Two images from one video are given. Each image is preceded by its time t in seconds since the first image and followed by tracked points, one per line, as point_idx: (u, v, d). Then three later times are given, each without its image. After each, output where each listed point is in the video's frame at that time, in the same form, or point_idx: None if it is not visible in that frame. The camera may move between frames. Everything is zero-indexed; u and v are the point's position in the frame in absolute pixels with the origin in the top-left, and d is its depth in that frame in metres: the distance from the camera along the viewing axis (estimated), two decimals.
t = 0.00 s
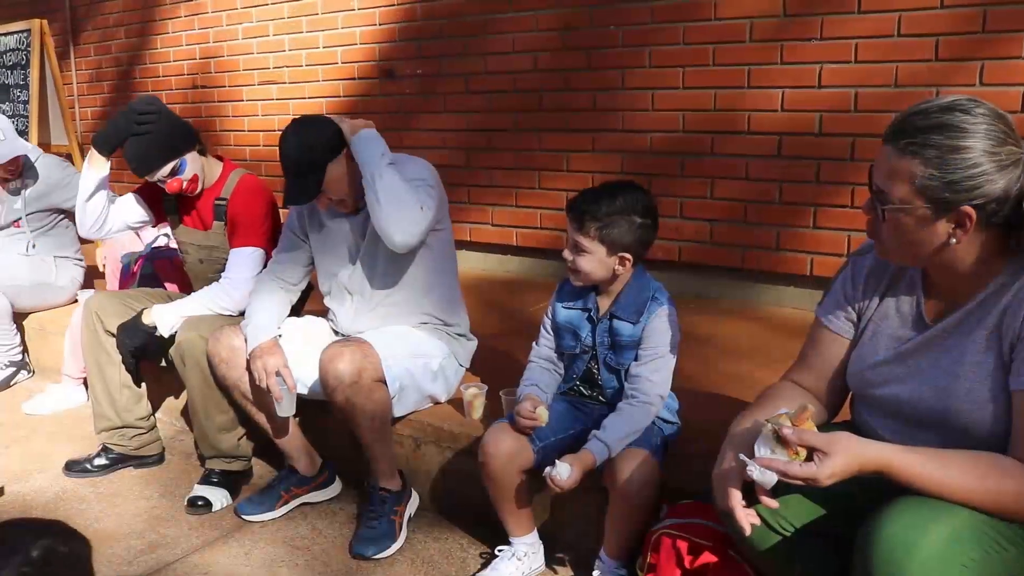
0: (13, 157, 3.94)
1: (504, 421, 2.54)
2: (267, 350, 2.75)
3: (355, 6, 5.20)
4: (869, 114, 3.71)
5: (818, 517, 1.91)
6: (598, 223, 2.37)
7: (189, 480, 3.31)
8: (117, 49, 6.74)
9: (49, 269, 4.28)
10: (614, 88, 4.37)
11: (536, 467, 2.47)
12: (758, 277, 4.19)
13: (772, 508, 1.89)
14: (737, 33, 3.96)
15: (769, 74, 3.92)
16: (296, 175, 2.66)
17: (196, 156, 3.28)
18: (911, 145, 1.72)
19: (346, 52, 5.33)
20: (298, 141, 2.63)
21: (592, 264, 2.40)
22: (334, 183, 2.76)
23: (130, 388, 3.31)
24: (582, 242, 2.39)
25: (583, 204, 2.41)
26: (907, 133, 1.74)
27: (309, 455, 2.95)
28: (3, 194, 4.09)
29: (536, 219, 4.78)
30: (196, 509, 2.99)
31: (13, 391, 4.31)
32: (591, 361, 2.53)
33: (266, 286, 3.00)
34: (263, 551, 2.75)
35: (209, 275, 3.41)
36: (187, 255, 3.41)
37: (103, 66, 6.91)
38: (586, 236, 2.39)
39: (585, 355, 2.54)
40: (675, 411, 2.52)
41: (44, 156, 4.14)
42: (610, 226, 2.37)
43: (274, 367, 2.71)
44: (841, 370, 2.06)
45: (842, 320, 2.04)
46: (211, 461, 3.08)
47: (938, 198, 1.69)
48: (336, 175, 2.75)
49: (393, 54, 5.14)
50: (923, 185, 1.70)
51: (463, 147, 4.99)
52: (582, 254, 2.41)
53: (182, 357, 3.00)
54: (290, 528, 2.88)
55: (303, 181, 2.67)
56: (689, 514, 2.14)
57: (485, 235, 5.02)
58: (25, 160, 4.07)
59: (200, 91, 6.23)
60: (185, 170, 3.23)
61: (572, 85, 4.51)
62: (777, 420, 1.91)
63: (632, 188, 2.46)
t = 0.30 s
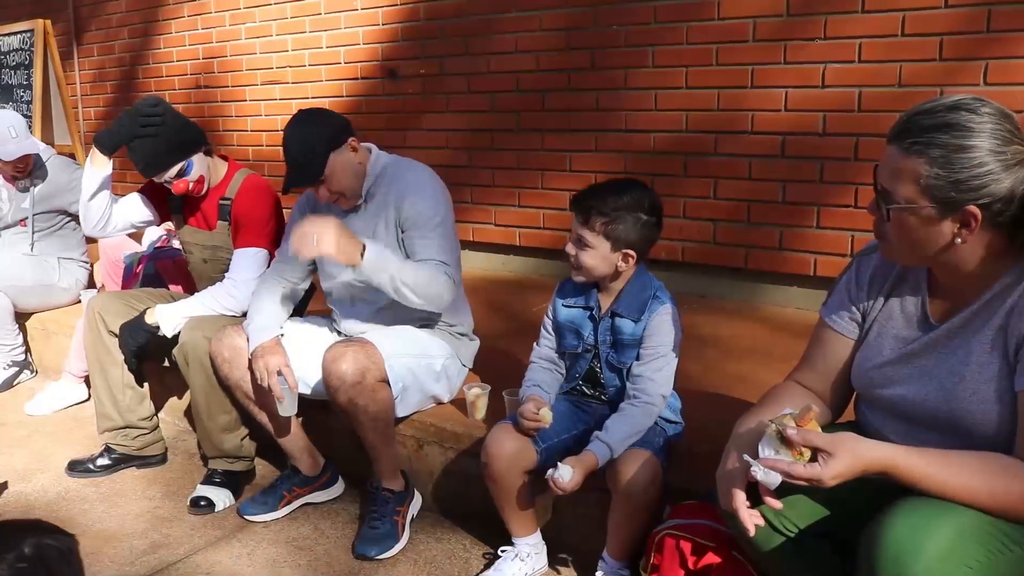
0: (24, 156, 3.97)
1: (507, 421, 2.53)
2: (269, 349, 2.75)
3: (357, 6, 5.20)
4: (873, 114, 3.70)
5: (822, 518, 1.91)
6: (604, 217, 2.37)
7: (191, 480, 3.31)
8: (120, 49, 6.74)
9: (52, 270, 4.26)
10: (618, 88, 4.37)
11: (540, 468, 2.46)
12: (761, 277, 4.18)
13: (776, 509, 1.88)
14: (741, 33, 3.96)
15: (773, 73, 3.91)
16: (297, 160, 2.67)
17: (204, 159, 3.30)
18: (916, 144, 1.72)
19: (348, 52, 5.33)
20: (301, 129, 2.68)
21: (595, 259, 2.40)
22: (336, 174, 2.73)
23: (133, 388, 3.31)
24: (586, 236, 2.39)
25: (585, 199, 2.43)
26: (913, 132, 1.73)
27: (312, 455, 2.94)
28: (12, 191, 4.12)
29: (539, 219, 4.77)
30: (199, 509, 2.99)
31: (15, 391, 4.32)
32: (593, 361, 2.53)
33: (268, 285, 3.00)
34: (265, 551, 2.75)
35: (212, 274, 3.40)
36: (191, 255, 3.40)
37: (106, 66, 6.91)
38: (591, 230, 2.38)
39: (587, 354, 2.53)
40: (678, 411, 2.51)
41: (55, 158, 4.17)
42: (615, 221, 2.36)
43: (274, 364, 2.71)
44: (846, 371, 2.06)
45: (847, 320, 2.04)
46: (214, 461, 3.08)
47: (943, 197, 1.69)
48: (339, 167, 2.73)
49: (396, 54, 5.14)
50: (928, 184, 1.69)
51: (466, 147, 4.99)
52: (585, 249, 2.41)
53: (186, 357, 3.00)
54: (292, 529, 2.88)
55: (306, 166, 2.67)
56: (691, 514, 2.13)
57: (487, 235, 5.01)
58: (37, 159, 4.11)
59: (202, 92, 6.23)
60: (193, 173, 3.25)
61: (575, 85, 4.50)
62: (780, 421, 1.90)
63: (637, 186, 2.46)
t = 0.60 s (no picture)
0: (28, 156, 3.97)
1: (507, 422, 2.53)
2: (269, 348, 2.74)
3: (358, 5, 5.20)
4: (875, 114, 3.69)
5: (822, 518, 1.90)
6: (602, 219, 2.36)
7: (190, 479, 3.30)
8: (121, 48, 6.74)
9: (50, 269, 4.27)
10: (618, 88, 4.36)
11: (539, 468, 2.45)
12: (762, 277, 4.18)
13: (777, 510, 1.88)
14: (742, 33, 3.95)
15: (774, 74, 3.90)
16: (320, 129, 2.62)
17: (217, 150, 3.37)
18: (919, 144, 1.71)
19: (349, 51, 5.32)
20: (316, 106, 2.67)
21: (591, 260, 2.39)
22: (358, 148, 2.73)
23: (132, 387, 3.31)
24: (583, 237, 2.39)
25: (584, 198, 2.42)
26: (916, 132, 1.73)
27: (312, 454, 2.93)
28: (15, 190, 4.17)
29: (539, 218, 4.76)
30: (198, 508, 2.98)
31: (14, 389, 4.31)
32: (592, 361, 2.52)
33: (268, 285, 2.99)
34: (264, 550, 2.74)
35: (214, 273, 3.39)
36: (193, 254, 3.39)
37: (107, 64, 6.91)
38: (589, 231, 2.38)
39: (586, 354, 2.53)
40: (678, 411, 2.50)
41: (58, 158, 4.18)
42: (613, 223, 2.36)
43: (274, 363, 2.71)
44: (846, 371, 2.06)
45: (849, 321, 2.03)
46: (213, 460, 3.07)
47: (946, 197, 1.68)
48: (360, 142, 2.73)
49: (397, 53, 5.14)
50: (931, 184, 1.69)
51: (466, 147, 4.99)
52: (582, 250, 2.41)
53: (186, 355, 2.99)
54: (291, 528, 2.87)
55: (328, 133, 2.63)
56: (690, 515, 2.12)
57: (488, 235, 5.01)
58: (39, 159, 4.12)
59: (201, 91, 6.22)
60: (201, 151, 3.28)
61: (575, 85, 4.50)
62: (780, 421, 1.89)
63: (637, 188, 2.45)
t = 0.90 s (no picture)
0: (29, 155, 3.98)
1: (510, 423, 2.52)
2: (269, 350, 2.75)
3: (358, 5, 5.20)
4: (875, 114, 3.69)
5: (822, 519, 1.90)
6: (608, 221, 2.36)
7: (190, 479, 3.30)
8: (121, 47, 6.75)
9: (51, 268, 4.26)
10: (619, 88, 4.36)
11: (541, 469, 2.45)
12: (762, 278, 4.18)
13: (777, 510, 1.88)
14: (742, 33, 3.95)
15: (775, 73, 3.90)
16: (339, 119, 2.65)
17: (226, 146, 3.36)
18: (921, 141, 1.71)
19: (350, 50, 5.32)
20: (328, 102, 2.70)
21: (603, 264, 2.39)
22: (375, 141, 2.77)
23: (132, 386, 3.32)
24: (592, 242, 2.38)
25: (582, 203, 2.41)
26: (918, 129, 1.72)
27: (312, 454, 2.93)
28: (17, 189, 4.15)
29: (540, 218, 4.76)
30: (198, 508, 2.98)
31: (15, 389, 4.31)
32: (593, 360, 2.52)
33: (268, 285, 2.99)
34: (264, 550, 2.74)
35: (217, 272, 3.40)
36: (194, 254, 3.39)
37: (108, 64, 6.91)
38: (597, 235, 2.37)
39: (587, 353, 2.52)
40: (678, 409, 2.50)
41: (59, 157, 4.19)
42: (618, 224, 2.36)
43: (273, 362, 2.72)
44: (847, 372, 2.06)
45: (851, 322, 2.02)
46: (213, 459, 3.07)
47: (948, 193, 1.68)
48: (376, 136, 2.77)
49: (397, 53, 5.14)
50: (932, 181, 1.69)
51: (467, 147, 4.99)
52: (591, 255, 2.40)
53: (187, 355, 2.99)
54: (292, 528, 2.87)
55: (347, 122, 2.66)
56: (691, 515, 2.11)
57: (488, 235, 5.01)
58: (41, 158, 4.13)
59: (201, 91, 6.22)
60: (207, 129, 3.30)
61: (576, 84, 4.49)
62: (779, 421, 1.89)
63: (627, 182, 2.45)
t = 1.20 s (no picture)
0: (30, 155, 3.98)
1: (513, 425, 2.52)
2: (261, 349, 2.78)
3: (359, 5, 5.21)
4: (875, 116, 3.70)
5: (820, 520, 1.91)
6: (614, 214, 2.39)
7: (191, 479, 3.30)
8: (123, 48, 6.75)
9: (52, 268, 4.26)
10: (619, 89, 4.37)
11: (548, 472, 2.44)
12: (763, 279, 4.18)
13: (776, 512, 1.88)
14: (742, 35, 3.96)
15: (775, 75, 3.91)
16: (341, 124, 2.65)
17: (228, 143, 3.37)
18: (917, 135, 1.72)
19: (351, 51, 5.33)
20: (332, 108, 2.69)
21: (617, 257, 2.43)
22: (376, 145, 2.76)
23: (132, 386, 3.32)
24: (605, 239, 2.40)
25: (579, 207, 2.40)
26: (914, 122, 1.73)
27: (313, 455, 2.95)
28: (19, 188, 4.14)
29: (540, 220, 4.77)
30: (199, 508, 2.99)
31: (15, 389, 4.32)
32: (591, 356, 2.53)
33: (269, 285, 3.00)
34: (265, 551, 2.75)
35: (217, 272, 3.40)
36: (195, 254, 3.39)
37: (109, 65, 6.91)
38: (607, 231, 2.39)
39: (585, 350, 2.53)
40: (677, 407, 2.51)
41: (62, 157, 4.16)
42: (621, 215, 2.40)
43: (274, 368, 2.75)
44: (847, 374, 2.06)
45: (852, 317, 2.03)
46: (213, 460, 3.07)
47: (940, 187, 1.69)
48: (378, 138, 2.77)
49: (398, 54, 5.15)
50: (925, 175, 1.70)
51: (468, 148, 4.99)
52: (605, 252, 2.42)
53: (188, 356, 2.99)
54: (292, 528, 2.87)
55: (351, 127, 2.66)
56: (690, 517, 2.12)
57: (489, 236, 5.01)
58: (42, 158, 4.12)
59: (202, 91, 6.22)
60: (210, 122, 3.33)
61: (577, 86, 4.50)
62: (776, 425, 1.88)
63: (612, 177, 2.49)
